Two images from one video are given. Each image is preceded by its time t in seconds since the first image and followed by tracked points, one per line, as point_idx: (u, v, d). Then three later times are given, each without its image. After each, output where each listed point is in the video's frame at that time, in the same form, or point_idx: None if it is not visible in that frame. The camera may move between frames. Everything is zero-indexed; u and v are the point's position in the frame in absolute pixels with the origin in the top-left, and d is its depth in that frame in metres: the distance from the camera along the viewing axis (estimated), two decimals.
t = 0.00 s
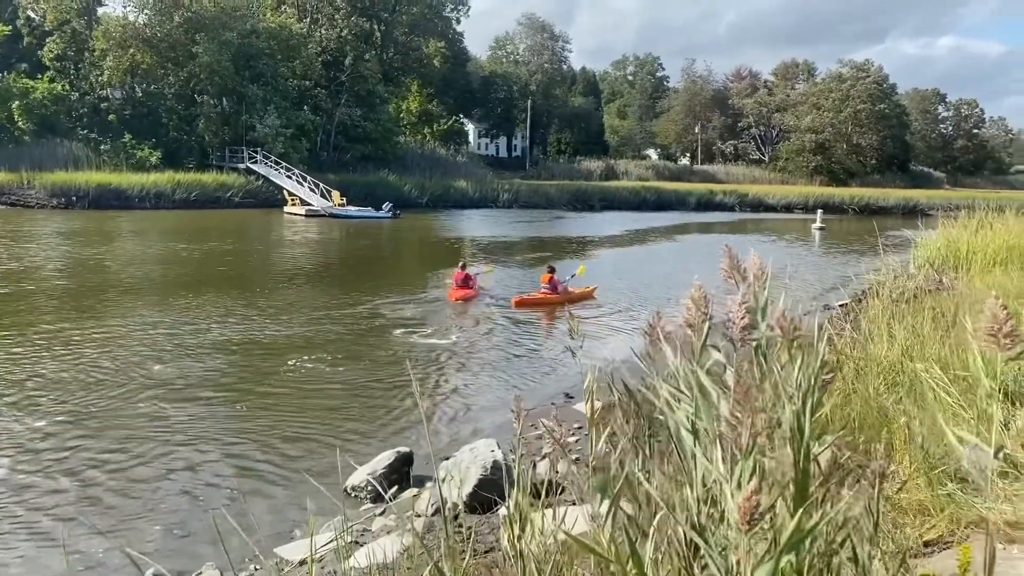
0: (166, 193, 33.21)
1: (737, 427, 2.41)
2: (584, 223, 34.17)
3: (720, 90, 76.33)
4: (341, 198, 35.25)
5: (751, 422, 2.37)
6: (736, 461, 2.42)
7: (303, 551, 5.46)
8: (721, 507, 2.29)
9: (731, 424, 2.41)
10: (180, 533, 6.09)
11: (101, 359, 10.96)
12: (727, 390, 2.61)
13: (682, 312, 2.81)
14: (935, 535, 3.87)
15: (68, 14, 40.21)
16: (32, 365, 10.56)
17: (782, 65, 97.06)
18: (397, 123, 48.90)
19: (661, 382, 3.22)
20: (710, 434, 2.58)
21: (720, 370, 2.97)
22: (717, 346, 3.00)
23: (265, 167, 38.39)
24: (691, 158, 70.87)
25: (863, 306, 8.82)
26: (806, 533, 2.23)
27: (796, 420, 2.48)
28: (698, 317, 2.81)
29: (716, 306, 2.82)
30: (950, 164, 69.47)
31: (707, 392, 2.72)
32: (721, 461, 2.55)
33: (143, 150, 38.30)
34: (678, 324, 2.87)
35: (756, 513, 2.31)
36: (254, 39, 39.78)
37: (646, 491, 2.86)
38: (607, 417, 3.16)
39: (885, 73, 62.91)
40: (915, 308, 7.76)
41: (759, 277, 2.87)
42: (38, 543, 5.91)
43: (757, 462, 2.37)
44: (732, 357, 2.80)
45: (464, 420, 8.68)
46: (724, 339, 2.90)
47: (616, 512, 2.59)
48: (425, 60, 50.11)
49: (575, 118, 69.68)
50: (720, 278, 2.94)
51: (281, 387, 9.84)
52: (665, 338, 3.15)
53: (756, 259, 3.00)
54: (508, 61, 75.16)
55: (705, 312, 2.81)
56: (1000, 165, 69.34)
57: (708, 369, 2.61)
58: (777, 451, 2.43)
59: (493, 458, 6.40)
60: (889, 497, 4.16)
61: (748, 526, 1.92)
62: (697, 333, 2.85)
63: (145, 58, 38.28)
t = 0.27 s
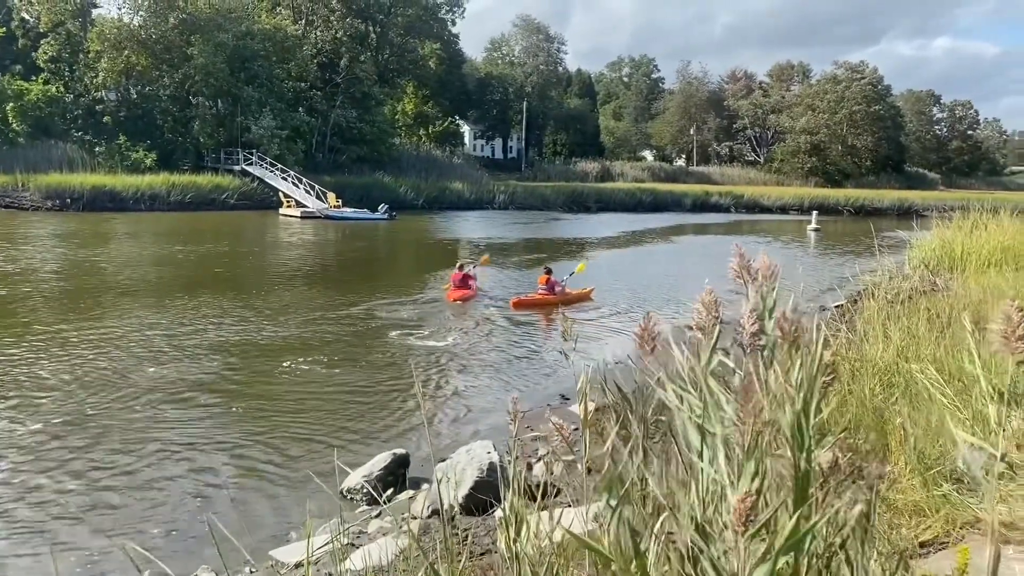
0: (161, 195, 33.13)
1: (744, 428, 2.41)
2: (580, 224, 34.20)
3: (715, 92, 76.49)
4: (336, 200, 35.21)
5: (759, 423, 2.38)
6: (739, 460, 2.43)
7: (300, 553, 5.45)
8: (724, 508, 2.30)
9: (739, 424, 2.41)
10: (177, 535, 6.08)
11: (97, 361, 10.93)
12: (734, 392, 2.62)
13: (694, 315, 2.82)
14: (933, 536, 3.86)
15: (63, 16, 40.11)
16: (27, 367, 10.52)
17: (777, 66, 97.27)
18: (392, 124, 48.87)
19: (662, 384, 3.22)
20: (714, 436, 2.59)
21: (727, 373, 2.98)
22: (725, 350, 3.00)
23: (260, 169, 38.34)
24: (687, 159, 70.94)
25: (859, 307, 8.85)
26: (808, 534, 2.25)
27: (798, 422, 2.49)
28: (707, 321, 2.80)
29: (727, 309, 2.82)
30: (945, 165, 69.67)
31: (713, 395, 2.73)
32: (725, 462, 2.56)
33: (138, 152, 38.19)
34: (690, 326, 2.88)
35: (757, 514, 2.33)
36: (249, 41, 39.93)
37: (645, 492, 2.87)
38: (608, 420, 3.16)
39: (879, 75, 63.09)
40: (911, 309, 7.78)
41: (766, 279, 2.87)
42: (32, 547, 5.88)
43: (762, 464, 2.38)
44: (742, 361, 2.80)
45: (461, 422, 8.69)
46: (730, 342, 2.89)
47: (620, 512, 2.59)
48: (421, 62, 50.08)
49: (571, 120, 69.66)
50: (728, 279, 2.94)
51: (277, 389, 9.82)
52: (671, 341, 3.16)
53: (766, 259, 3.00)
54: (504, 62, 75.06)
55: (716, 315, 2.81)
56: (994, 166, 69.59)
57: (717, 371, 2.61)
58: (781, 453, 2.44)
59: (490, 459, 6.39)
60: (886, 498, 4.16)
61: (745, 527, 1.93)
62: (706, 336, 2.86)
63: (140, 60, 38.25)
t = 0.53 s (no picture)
0: (156, 197, 33.06)
1: (747, 433, 2.38)
2: (576, 226, 34.21)
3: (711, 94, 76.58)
4: (332, 202, 35.16)
5: (759, 425, 2.36)
6: (740, 462, 2.41)
7: (296, 556, 5.42)
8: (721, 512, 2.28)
9: (741, 429, 2.40)
10: (173, 538, 6.05)
11: (92, 363, 10.89)
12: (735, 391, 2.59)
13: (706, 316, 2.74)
14: (928, 536, 3.87)
15: (58, 18, 39.99)
16: (22, 370, 10.48)
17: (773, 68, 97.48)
18: (388, 126, 48.84)
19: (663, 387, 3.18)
20: (712, 440, 2.57)
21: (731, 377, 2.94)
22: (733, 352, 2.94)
23: (256, 171, 38.28)
24: (683, 160, 71.05)
25: (854, 308, 8.86)
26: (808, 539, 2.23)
27: (795, 427, 2.49)
28: (723, 322, 2.69)
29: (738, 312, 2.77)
30: (939, 167, 69.88)
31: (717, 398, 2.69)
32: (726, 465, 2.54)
33: (133, 154, 38.11)
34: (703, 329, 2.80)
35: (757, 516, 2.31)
36: (244, 42, 39.79)
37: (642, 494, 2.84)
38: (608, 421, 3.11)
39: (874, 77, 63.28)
40: (906, 310, 7.80)
41: (784, 281, 2.78)
42: (26, 550, 5.84)
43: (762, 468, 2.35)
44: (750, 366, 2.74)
45: (458, 424, 8.67)
46: (742, 345, 2.81)
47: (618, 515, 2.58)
48: (417, 64, 50.05)
49: (567, 121, 69.71)
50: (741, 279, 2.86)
51: (273, 391, 9.76)
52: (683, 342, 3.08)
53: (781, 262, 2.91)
54: (500, 64, 75.02)
55: (730, 318, 2.70)
56: (989, 167, 69.78)
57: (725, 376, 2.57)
58: (779, 457, 2.43)
59: (486, 461, 6.38)
60: (880, 499, 4.16)
61: (740, 528, 1.92)
62: (717, 341, 2.79)
63: (135, 62, 38.09)
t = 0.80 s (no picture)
0: (152, 199, 33.01)
1: (743, 432, 2.38)
2: (572, 227, 34.25)
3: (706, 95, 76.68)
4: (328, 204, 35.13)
5: (755, 423, 2.37)
6: (735, 462, 2.40)
7: (293, 558, 5.42)
8: (712, 511, 2.29)
9: (737, 429, 2.40)
10: (170, 540, 6.04)
11: (88, 365, 10.87)
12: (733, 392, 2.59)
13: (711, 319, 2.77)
14: (924, 536, 3.87)
15: (53, 20, 39.86)
16: (17, 372, 10.46)
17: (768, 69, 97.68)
18: (384, 128, 48.82)
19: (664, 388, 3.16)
20: (708, 440, 2.57)
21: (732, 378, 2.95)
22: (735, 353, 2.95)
23: (252, 173, 38.22)
24: (679, 162, 71.14)
25: (850, 309, 8.87)
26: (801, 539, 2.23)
27: (785, 427, 2.51)
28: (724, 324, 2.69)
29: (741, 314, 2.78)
30: (935, 168, 70.07)
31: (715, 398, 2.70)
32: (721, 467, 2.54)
33: (128, 156, 38.02)
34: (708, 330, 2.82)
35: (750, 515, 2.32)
36: (240, 44, 39.73)
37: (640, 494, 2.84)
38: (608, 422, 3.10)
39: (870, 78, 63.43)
40: (901, 311, 7.82)
41: (793, 286, 2.76)
42: (22, 554, 5.81)
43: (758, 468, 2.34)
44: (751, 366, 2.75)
45: (455, 426, 8.67)
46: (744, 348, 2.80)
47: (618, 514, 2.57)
48: (412, 66, 50.03)
49: (563, 123, 69.75)
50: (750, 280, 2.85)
51: (269, 394, 9.74)
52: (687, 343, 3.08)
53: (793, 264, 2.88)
54: (496, 66, 74.94)
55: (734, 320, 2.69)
56: (984, 168, 69.98)
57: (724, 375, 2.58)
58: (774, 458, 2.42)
59: (483, 463, 6.37)
60: (877, 500, 4.16)
61: (731, 529, 1.93)
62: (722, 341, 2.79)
63: (131, 64, 37.95)
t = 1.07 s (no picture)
0: (148, 202, 32.96)
1: (733, 434, 2.38)
2: (568, 229, 34.26)
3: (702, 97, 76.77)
4: (325, 206, 35.11)
5: (744, 423, 2.38)
6: (727, 462, 2.40)
7: (288, 561, 5.39)
8: (703, 511, 2.29)
9: (726, 430, 2.41)
10: (168, 542, 6.04)
11: (83, 368, 10.85)
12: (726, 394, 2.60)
13: (705, 323, 2.81)
14: (922, 537, 3.86)
15: (48, 22, 39.76)
16: (13, 374, 10.43)
17: (764, 70, 97.79)
18: (380, 130, 48.79)
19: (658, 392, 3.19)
20: (701, 442, 2.58)
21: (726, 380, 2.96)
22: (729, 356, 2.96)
23: (248, 175, 38.17)
24: (675, 164, 71.24)
25: (847, 310, 8.88)
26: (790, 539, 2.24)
27: (776, 428, 2.53)
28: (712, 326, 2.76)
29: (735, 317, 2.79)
30: (930, 169, 70.20)
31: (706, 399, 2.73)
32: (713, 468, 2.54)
33: (124, 158, 37.96)
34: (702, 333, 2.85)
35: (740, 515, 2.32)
36: (236, 46, 39.69)
37: (637, 496, 2.84)
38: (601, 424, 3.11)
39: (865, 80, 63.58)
40: (896, 312, 7.83)
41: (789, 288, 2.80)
42: (17, 558, 5.77)
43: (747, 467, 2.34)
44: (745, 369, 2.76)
45: (451, 428, 8.66)
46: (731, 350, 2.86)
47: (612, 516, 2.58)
48: (408, 67, 50.03)
49: (559, 124, 69.83)
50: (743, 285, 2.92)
51: (264, 396, 9.71)
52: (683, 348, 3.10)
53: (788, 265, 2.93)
54: (492, 68, 74.98)
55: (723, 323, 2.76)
56: (979, 170, 70.18)
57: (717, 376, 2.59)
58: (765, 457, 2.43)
59: (480, 465, 6.35)
60: (875, 500, 4.15)
61: (718, 528, 1.95)
62: (716, 344, 2.81)
63: (126, 66, 37.87)
